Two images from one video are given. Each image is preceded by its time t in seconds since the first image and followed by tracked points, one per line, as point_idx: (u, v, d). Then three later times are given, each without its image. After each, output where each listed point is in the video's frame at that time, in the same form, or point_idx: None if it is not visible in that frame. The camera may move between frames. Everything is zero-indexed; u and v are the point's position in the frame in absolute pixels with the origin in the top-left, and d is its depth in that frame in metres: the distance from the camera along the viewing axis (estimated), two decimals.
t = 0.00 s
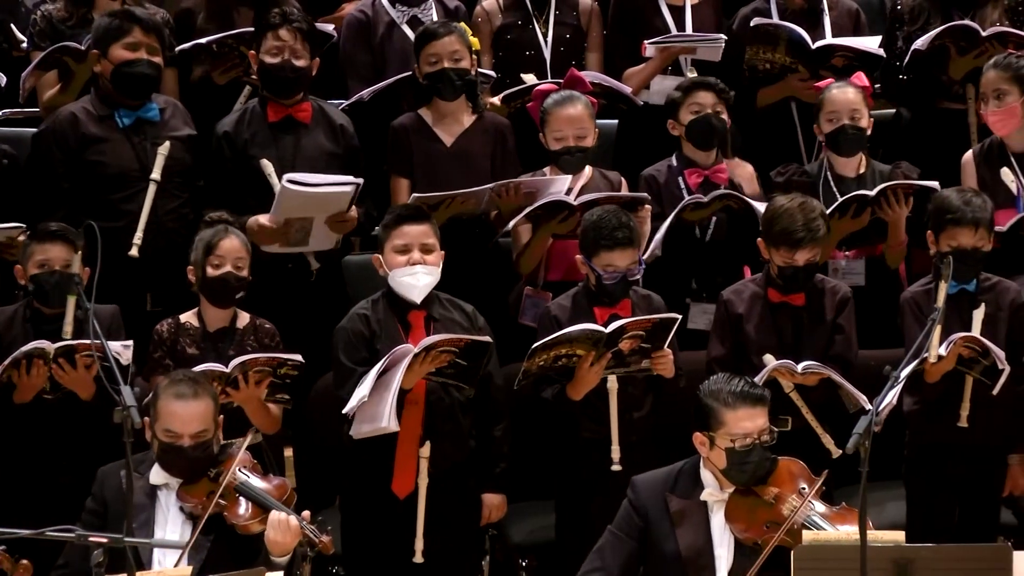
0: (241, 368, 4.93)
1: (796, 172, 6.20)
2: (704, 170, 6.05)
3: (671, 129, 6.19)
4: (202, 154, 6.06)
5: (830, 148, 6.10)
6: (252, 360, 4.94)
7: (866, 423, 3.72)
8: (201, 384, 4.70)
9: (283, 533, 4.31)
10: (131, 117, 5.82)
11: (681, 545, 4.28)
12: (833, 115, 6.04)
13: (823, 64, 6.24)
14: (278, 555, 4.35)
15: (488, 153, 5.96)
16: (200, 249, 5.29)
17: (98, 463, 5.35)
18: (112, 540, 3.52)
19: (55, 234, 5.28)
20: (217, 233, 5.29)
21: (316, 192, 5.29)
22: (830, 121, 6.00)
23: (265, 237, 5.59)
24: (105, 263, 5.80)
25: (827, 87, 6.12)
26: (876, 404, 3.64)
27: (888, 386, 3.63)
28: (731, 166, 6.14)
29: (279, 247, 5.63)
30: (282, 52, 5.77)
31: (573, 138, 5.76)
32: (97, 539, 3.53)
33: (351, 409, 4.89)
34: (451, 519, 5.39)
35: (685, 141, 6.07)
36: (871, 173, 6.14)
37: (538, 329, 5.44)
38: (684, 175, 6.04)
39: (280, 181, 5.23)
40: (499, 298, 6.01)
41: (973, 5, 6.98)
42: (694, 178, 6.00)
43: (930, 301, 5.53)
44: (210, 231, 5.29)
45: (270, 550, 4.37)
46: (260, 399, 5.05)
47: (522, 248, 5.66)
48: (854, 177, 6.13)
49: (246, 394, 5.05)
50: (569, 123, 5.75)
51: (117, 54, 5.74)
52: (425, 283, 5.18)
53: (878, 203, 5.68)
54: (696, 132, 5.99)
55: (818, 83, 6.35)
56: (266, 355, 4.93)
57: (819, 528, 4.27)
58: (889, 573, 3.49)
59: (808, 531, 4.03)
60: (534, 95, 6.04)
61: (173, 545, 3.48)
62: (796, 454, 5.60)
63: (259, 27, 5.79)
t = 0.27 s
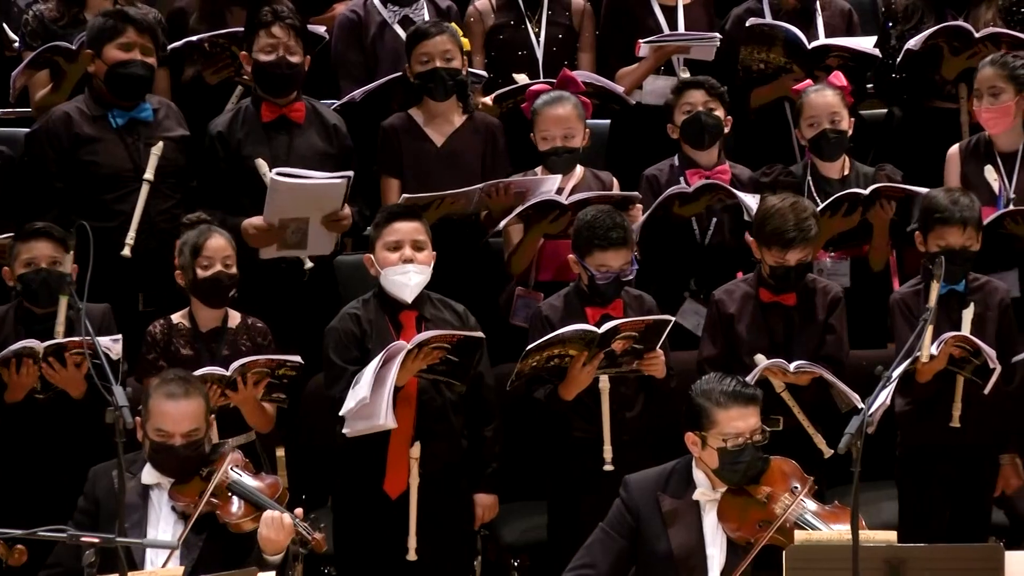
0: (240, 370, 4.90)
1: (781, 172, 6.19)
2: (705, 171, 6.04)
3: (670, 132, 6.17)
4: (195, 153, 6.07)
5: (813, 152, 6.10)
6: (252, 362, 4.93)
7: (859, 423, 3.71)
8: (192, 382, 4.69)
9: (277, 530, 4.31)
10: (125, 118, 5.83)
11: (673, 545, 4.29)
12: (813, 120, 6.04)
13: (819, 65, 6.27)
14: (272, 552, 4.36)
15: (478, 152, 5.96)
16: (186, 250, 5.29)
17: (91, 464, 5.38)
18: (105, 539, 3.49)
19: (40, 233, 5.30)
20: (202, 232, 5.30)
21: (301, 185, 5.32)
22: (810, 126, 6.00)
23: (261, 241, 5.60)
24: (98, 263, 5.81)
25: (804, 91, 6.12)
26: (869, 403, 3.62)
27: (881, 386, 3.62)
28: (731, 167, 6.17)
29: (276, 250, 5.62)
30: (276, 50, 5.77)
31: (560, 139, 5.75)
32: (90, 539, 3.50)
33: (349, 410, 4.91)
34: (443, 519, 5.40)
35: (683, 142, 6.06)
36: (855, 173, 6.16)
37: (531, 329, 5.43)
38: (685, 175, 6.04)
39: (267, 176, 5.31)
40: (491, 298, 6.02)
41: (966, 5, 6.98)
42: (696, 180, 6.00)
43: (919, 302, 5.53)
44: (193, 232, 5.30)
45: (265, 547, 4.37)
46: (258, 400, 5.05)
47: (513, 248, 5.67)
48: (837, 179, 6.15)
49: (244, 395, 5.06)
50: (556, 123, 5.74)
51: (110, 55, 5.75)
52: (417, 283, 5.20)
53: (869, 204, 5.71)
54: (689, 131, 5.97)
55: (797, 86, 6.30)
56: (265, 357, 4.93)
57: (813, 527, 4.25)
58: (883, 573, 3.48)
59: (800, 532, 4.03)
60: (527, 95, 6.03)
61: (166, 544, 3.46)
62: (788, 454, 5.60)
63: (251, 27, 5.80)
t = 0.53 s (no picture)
0: (235, 368, 4.85)
1: (774, 172, 6.17)
2: (690, 171, 6.06)
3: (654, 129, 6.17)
4: (181, 154, 6.05)
5: (805, 152, 6.11)
6: (246, 360, 4.86)
7: (843, 425, 3.73)
8: (178, 383, 4.69)
9: (262, 529, 4.34)
10: (110, 118, 5.82)
11: (658, 546, 4.30)
12: (807, 120, 6.03)
13: (806, 65, 6.26)
14: (257, 552, 4.39)
15: (464, 152, 5.97)
16: (171, 255, 5.28)
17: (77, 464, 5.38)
18: (91, 539, 3.51)
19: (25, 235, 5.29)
20: (184, 236, 5.28)
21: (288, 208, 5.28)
22: (805, 127, 5.99)
23: (244, 242, 5.52)
24: (84, 262, 5.80)
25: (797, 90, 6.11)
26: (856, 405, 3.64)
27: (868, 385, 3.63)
28: (717, 167, 6.15)
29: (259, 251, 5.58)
30: (263, 52, 5.77)
31: (542, 140, 5.75)
32: (75, 539, 3.51)
33: (329, 405, 4.87)
34: (430, 520, 5.39)
35: (668, 143, 6.08)
36: (845, 173, 6.18)
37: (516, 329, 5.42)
38: (670, 176, 6.05)
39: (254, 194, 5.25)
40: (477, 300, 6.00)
41: (952, 6, 6.99)
42: (682, 180, 6.01)
43: (903, 303, 5.55)
44: (176, 237, 5.28)
45: (249, 547, 4.40)
46: (254, 397, 5.03)
47: (498, 250, 5.68)
48: (830, 178, 6.15)
49: (240, 393, 5.02)
50: (538, 124, 5.74)
51: (96, 55, 5.74)
52: (413, 280, 5.19)
53: (865, 202, 5.72)
54: (674, 132, 5.99)
55: (785, 86, 6.30)
56: (260, 353, 4.86)
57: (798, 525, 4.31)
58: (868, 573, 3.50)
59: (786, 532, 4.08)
60: (513, 95, 6.04)
61: (151, 544, 3.48)
62: (776, 454, 5.60)
63: (238, 28, 5.80)
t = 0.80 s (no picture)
0: (216, 367, 4.83)
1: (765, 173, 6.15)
2: (670, 171, 6.07)
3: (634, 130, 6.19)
4: (162, 153, 6.06)
5: (797, 152, 6.10)
6: (228, 359, 4.84)
7: (824, 424, 3.72)
8: (159, 384, 4.67)
9: (246, 530, 4.32)
10: (91, 118, 5.82)
11: (640, 546, 4.30)
12: (802, 120, 6.03)
13: (783, 65, 6.26)
14: (240, 552, 4.37)
15: (445, 152, 5.97)
16: (159, 256, 5.28)
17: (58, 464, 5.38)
18: (72, 540, 3.54)
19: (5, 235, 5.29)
20: (171, 237, 5.28)
21: (272, 213, 5.28)
22: (799, 126, 5.99)
23: (224, 244, 5.51)
24: (66, 262, 5.79)
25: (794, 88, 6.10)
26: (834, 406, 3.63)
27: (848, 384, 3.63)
28: (697, 166, 6.17)
29: (237, 255, 5.55)
30: (245, 50, 5.77)
31: (522, 139, 5.75)
32: (57, 540, 3.54)
33: (313, 408, 4.88)
34: (413, 520, 5.39)
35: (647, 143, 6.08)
36: (836, 174, 6.16)
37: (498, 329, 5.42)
38: (650, 177, 6.06)
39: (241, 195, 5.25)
40: (460, 299, 6.02)
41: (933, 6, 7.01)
42: (661, 180, 6.04)
43: (884, 303, 5.57)
44: (163, 239, 5.29)
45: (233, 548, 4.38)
46: (239, 398, 4.98)
47: (480, 250, 5.67)
48: (819, 178, 6.14)
49: (225, 394, 4.98)
50: (517, 124, 5.74)
51: (76, 55, 5.74)
52: (393, 278, 5.19)
53: (857, 201, 5.74)
54: (654, 131, 5.99)
55: (782, 84, 6.36)
56: (241, 353, 4.84)
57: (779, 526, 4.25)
58: (849, 573, 3.49)
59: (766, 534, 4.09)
60: (493, 96, 6.03)
61: (132, 545, 3.51)
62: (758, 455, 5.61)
63: (220, 28, 5.79)
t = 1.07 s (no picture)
0: (181, 371, 4.82)
1: (740, 173, 6.18)
2: (644, 177, 6.09)
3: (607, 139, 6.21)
4: (134, 154, 6.07)
5: (773, 152, 6.11)
6: (193, 363, 4.84)
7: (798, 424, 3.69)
8: (131, 385, 4.66)
9: (218, 530, 4.31)
10: (64, 118, 5.82)
11: (613, 547, 4.31)
12: (779, 119, 6.04)
13: (754, 65, 6.26)
14: (212, 553, 4.35)
15: (417, 153, 5.97)
16: (145, 250, 5.27)
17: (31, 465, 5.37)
18: (44, 541, 3.54)
19: None
20: (161, 234, 5.27)
21: (240, 204, 5.32)
22: (776, 125, 6.00)
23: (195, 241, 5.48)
24: (40, 263, 5.78)
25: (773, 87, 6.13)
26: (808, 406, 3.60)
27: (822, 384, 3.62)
28: (672, 167, 6.19)
29: (209, 253, 5.54)
30: (218, 50, 5.77)
31: (494, 139, 5.77)
32: (29, 540, 3.56)
33: (288, 411, 4.87)
34: (387, 521, 5.39)
35: (623, 148, 6.09)
36: (813, 173, 6.16)
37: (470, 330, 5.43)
38: (625, 185, 6.07)
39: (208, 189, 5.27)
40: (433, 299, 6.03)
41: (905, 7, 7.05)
42: (636, 188, 6.04)
43: (858, 302, 5.58)
44: (153, 234, 5.27)
45: (205, 548, 4.37)
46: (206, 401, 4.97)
47: (452, 250, 5.67)
48: (796, 178, 6.13)
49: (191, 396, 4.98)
50: (488, 124, 5.76)
51: (48, 55, 5.74)
52: (366, 283, 5.18)
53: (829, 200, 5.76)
54: (628, 132, 5.99)
55: (762, 83, 6.35)
56: (206, 357, 4.83)
57: (752, 526, 4.26)
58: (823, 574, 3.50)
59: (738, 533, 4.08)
60: (465, 97, 6.05)
61: (104, 544, 3.52)
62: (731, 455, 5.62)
63: (193, 29, 5.79)
